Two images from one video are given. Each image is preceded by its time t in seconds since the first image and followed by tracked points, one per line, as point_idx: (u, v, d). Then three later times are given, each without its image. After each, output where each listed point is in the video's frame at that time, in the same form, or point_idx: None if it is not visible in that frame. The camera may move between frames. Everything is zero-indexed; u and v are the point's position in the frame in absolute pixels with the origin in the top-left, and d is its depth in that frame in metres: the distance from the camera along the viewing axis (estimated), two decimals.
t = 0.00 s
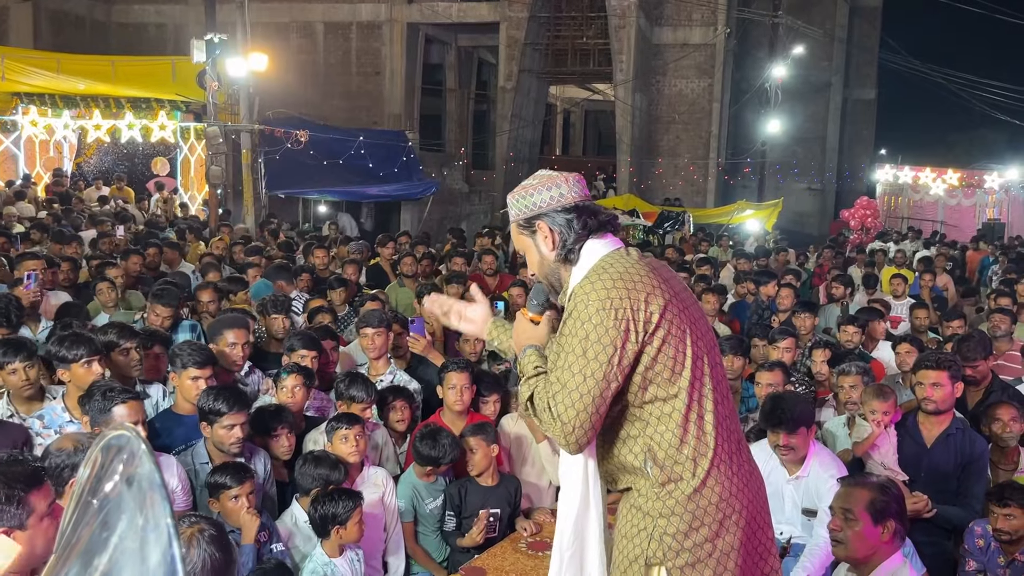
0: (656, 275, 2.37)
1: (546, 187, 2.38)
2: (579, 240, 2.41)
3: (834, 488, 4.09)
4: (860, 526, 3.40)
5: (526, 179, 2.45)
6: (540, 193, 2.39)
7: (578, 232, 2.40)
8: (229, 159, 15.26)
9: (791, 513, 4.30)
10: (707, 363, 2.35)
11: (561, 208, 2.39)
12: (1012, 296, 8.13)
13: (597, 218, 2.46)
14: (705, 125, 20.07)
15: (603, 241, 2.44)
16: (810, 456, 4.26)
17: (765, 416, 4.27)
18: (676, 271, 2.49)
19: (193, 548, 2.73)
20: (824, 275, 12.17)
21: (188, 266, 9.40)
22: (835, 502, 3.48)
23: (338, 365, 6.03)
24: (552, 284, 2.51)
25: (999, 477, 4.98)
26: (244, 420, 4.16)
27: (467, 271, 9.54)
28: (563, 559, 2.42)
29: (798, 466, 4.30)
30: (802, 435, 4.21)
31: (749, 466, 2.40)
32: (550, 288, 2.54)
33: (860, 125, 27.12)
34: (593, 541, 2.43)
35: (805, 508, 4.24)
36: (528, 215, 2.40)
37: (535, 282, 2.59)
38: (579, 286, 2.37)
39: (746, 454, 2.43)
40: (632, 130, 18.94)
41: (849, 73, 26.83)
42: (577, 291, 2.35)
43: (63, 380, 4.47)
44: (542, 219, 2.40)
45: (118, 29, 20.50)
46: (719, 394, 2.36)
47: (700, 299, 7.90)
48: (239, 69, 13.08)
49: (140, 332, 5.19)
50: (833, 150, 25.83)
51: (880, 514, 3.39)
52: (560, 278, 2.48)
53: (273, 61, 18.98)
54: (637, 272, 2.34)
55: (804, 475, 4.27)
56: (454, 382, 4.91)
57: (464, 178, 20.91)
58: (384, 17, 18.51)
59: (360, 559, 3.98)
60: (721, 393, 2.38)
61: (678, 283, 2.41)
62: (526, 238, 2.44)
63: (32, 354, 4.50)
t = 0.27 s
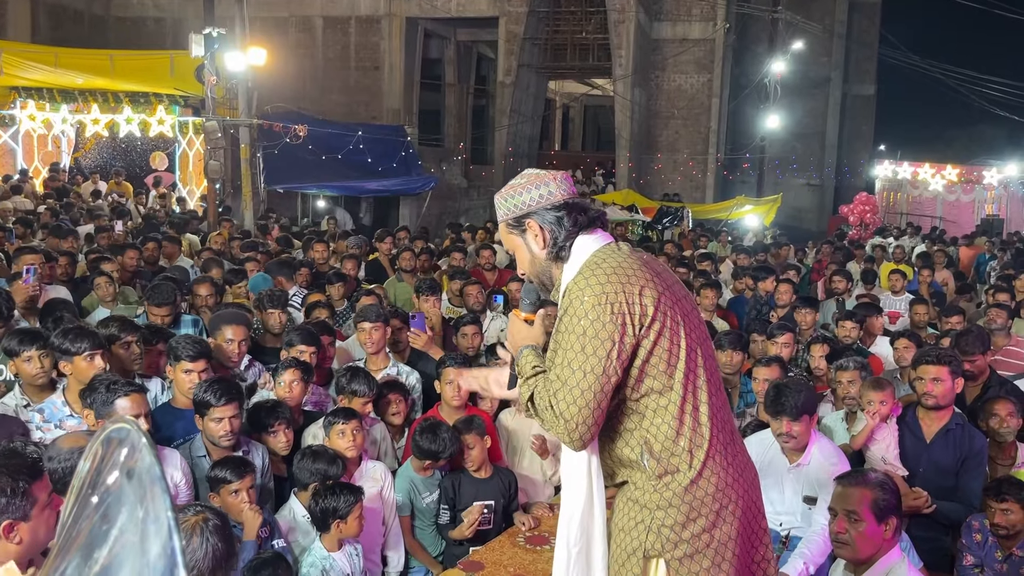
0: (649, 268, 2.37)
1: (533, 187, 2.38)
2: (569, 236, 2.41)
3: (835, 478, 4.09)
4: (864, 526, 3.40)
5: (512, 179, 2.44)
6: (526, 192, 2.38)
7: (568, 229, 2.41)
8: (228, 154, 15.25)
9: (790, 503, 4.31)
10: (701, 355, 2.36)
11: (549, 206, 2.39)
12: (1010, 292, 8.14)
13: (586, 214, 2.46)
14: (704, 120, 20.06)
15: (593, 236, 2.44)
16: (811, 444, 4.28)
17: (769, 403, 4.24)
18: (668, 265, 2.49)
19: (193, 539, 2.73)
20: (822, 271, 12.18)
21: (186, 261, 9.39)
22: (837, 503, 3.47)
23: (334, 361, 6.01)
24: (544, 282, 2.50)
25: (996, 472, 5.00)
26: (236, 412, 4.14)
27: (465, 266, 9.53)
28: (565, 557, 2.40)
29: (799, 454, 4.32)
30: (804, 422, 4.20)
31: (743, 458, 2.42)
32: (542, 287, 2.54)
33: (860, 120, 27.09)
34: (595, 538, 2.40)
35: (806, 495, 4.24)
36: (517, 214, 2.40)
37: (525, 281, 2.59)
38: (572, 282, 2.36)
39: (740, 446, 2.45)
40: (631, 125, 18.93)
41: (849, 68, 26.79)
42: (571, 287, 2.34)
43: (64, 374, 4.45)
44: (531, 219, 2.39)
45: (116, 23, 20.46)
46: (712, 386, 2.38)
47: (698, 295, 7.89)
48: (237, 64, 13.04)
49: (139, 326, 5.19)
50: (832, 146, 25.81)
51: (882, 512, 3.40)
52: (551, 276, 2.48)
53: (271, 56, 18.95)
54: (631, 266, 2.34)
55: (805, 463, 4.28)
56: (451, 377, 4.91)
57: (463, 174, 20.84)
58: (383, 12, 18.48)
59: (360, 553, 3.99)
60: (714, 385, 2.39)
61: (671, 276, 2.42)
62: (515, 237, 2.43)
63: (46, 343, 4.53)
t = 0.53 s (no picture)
0: (644, 263, 2.38)
1: (527, 181, 2.40)
2: (563, 232, 2.41)
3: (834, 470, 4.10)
4: (863, 525, 3.41)
5: (507, 175, 2.46)
6: (521, 188, 2.40)
7: (562, 223, 2.41)
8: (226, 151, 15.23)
9: (789, 495, 4.32)
10: (694, 350, 2.37)
11: (542, 202, 2.40)
12: (1008, 289, 8.14)
13: (579, 210, 2.46)
14: (703, 117, 20.05)
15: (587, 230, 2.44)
16: (808, 436, 4.28)
17: (765, 393, 4.26)
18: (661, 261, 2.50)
19: (192, 538, 2.73)
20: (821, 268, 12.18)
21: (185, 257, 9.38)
22: (834, 503, 3.47)
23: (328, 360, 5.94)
24: (537, 278, 2.50)
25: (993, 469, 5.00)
26: (229, 407, 4.13)
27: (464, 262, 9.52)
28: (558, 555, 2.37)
29: (796, 446, 4.32)
30: (799, 412, 4.21)
31: (735, 452, 2.43)
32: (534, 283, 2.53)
33: (859, 117, 27.06)
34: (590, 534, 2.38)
35: (804, 487, 4.25)
36: (510, 209, 2.41)
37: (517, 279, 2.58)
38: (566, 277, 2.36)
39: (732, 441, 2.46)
40: (630, 122, 18.91)
41: (848, 65, 26.75)
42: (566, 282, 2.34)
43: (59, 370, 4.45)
44: (524, 213, 2.40)
45: (115, 19, 20.42)
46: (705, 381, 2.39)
47: (697, 291, 7.88)
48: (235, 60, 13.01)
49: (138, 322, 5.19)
50: (831, 143, 25.79)
51: (881, 510, 3.41)
52: (544, 271, 2.48)
53: (270, 52, 18.92)
54: (623, 261, 2.35)
55: (802, 455, 4.29)
56: (446, 374, 4.91)
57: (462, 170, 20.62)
58: (382, 8, 18.45)
59: (357, 550, 4.00)
60: (707, 380, 2.40)
61: (664, 273, 2.43)
62: (509, 231, 2.44)
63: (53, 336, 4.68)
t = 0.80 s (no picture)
0: (645, 259, 2.38)
1: (538, 170, 2.37)
2: (570, 225, 2.40)
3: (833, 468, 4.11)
4: (860, 521, 3.42)
5: (519, 160, 2.43)
6: (532, 176, 2.37)
7: (569, 216, 2.40)
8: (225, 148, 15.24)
9: (788, 493, 4.33)
10: (692, 348, 2.37)
11: (552, 192, 2.38)
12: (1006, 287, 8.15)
13: (588, 203, 2.44)
14: (703, 115, 20.03)
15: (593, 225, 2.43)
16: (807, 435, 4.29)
17: (757, 392, 4.26)
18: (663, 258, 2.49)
19: (193, 537, 2.72)
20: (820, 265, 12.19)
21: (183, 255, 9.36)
22: (833, 498, 3.49)
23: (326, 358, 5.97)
24: (539, 265, 2.49)
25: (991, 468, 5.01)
26: (224, 403, 4.12)
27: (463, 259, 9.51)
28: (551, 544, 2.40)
29: (795, 443, 4.32)
30: (785, 412, 4.21)
31: (729, 452, 2.43)
32: (538, 271, 2.52)
33: (858, 115, 26.99)
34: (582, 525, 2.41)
35: (802, 486, 4.26)
36: (520, 197, 2.39)
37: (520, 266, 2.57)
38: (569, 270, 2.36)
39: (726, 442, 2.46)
40: (629, 120, 18.90)
41: (847, 63, 26.72)
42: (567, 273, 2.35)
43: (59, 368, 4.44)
44: (533, 202, 2.39)
45: (114, 16, 20.36)
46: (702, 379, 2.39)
47: (695, 289, 7.87)
48: (234, 58, 12.99)
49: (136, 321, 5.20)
50: (830, 141, 25.77)
51: (879, 508, 3.41)
52: (548, 261, 2.47)
53: (268, 50, 18.90)
54: (624, 256, 2.34)
55: (801, 453, 4.29)
56: (442, 371, 4.91)
57: (461, 168, 20.71)
58: (381, 5, 18.42)
59: (355, 547, 4.01)
60: (703, 381, 2.40)
61: (665, 270, 2.42)
62: (517, 218, 2.42)
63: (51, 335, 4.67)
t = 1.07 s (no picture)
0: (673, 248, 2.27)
1: (616, 129, 2.22)
2: (626, 199, 2.28)
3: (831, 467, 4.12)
4: (856, 514, 3.41)
5: (600, 111, 2.27)
6: (608, 134, 2.21)
7: (629, 190, 2.27)
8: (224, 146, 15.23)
9: (786, 493, 4.34)
10: (691, 349, 2.27)
11: (622, 159, 2.23)
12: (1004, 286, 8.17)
13: (649, 180, 2.31)
14: (701, 114, 20.02)
15: (642, 208, 2.31)
16: (805, 435, 4.29)
17: (761, 392, 4.26)
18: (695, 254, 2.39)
19: (185, 536, 2.71)
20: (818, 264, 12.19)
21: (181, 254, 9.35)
22: (832, 490, 3.48)
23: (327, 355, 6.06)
24: (579, 224, 2.34)
25: (989, 467, 5.02)
26: (224, 399, 4.13)
27: (461, 258, 9.51)
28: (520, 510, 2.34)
29: (793, 443, 4.32)
30: (789, 409, 4.21)
31: (706, 459, 2.34)
32: (575, 231, 2.38)
33: (857, 114, 26.94)
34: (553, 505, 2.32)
35: (801, 485, 4.28)
36: (589, 152, 2.24)
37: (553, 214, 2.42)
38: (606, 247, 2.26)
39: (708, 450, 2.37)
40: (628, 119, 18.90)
41: (846, 62, 26.74)
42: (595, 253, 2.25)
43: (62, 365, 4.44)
44: (599, 160, 2.23)
45: (112, 15, 20.31)
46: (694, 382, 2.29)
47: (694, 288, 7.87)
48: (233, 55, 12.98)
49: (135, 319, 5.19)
50: (829, 140, 25.79)
51: (877, 506, 3.41)
52: (588, 223, 2.34)
53: (267, 48, 18.88)
54: (653, 242, 2.24)
55: (799, 452, 4.29)
56: (441, 370, 4.91)
57: (460, 167, 20.68)
58: (380, 4, 18.40)
59: (352, 546, 4.01)
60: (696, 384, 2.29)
61: (693, 266, 2.32)
62: (577, 172, 2.27)
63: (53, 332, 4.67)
